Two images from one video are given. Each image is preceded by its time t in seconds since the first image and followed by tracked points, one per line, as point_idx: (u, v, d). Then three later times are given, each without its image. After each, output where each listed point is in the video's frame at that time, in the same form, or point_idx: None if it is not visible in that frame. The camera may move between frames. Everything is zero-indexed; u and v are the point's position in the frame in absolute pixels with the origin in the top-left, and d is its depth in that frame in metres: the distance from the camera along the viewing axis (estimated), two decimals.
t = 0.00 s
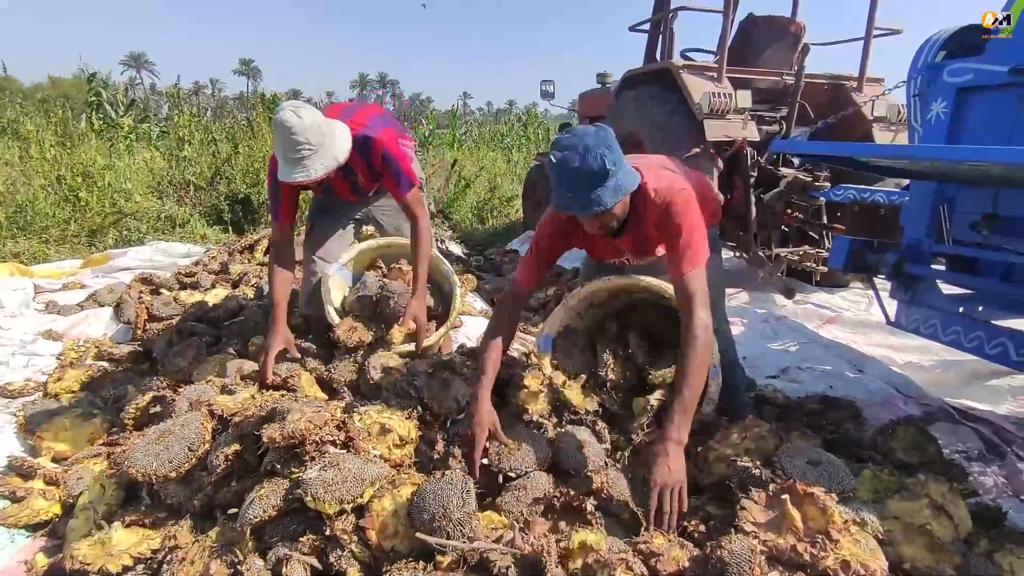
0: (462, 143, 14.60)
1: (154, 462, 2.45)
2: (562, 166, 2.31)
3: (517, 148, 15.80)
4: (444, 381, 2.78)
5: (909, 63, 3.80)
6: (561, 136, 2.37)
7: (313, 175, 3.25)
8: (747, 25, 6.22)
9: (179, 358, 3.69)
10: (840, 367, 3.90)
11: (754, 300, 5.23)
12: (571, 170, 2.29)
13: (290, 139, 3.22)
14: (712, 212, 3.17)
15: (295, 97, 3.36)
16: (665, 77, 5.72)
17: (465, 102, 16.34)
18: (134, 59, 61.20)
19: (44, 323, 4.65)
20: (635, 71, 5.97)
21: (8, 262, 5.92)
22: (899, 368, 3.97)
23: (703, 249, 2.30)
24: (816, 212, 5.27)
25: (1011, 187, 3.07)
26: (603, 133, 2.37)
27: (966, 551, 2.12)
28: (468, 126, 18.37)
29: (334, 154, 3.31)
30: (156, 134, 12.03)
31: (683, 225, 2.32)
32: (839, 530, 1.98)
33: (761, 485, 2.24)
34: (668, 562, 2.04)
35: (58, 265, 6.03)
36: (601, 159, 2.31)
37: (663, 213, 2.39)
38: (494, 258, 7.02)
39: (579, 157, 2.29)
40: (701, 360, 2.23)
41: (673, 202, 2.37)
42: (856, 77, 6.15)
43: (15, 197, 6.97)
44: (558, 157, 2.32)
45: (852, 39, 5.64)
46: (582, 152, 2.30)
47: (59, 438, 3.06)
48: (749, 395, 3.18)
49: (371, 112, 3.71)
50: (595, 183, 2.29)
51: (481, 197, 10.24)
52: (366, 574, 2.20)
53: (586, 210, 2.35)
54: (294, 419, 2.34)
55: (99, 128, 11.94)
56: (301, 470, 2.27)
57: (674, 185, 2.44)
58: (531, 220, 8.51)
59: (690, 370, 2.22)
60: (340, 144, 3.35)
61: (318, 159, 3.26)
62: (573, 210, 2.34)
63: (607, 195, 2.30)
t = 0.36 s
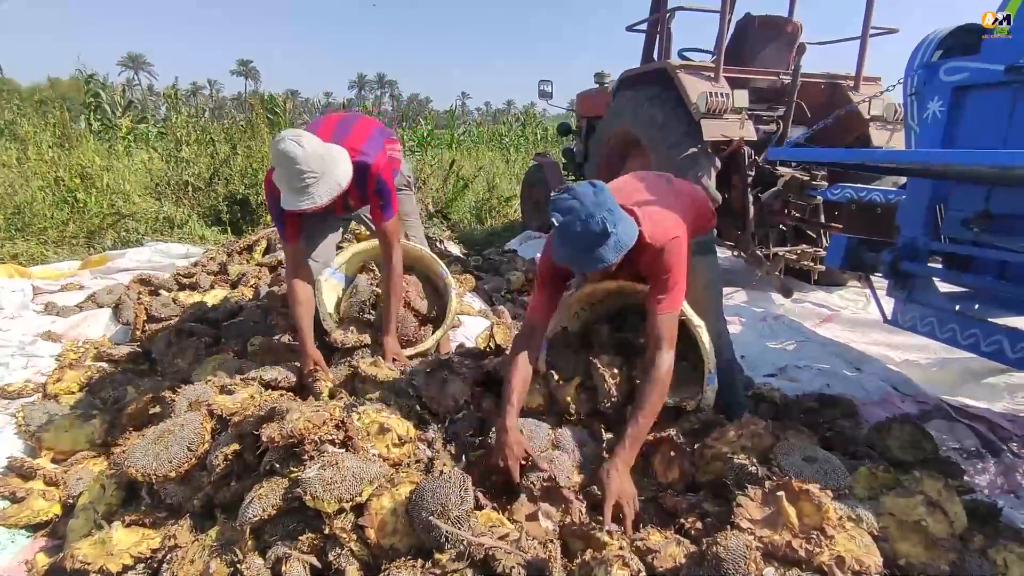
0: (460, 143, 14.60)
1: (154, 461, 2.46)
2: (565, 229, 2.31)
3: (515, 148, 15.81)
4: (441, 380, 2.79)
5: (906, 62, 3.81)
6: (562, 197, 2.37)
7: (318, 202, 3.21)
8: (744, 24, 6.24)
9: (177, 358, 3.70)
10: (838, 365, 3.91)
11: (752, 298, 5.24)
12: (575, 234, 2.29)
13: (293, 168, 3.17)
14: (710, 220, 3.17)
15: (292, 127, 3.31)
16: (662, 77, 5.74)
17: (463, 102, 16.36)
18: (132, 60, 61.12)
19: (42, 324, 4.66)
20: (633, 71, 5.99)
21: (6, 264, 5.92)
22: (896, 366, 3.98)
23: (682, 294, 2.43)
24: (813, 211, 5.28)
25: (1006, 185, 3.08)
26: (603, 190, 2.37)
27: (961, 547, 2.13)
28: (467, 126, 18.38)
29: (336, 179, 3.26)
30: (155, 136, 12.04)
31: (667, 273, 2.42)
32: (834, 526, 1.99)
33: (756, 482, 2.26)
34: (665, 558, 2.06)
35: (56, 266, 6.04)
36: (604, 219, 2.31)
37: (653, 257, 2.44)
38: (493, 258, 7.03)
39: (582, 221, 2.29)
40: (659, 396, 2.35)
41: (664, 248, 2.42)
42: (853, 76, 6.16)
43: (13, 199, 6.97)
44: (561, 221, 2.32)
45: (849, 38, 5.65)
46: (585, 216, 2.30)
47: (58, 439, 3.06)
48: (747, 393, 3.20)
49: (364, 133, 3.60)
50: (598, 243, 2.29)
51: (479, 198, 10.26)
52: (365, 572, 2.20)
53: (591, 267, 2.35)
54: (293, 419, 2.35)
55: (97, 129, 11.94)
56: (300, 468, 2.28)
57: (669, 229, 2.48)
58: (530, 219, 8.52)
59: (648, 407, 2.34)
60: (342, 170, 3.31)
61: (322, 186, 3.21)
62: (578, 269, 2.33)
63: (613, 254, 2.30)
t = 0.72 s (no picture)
0: (457, 144, 14.62)
1: (150, 464, 2.46)
2: (571, 215, 2.37)
3: (512, 148, 15.81)
4: (438, 381, 2.79)
5: (902, 63, 3.83)
6: (571, 184, 2.43)
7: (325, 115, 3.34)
8: (740, 25, 6.26)
9: (174, 360, 3.70)
10: (834, 365, 3.92)
11: (748, 299, 5.25)
12: (580, 221, 2.35)
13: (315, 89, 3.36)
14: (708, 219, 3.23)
15: (318, 69, 3.63)
16: (659, 77, 5.74)
17: (460, 103, 16.38)
18: (129, 61, 61.01)
19: (39, 327, 4.65)
20: (629, 71, 5.99)
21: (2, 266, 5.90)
22: (892, 365, 3.99)
23: (684, 290, 2.48)
24: (810, 211, 5.30)
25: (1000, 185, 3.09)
26: (611, 181, 2.44)
27: (955, 547, 2.13)
28: (464, 127, 18.38)
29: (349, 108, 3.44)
30: (152, 138, 12.03)
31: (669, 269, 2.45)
32: (829, 527, 1.99)
33: (752, 483, 2.26)
34: (660, 559, 2.06)
35: (53, 268, 6.03)
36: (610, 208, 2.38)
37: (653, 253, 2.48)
38: (490, 258, 7.04)
39: (588, 209, 2.35)
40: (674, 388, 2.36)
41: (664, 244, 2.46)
42: (848, 76, 6.18)
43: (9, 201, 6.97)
44: (568, 207, 2.38)
45: (845, 39, 5.67)
46: (592, 203, 2.36)
47: (54, 442, 3.06)
48: (744, 394, 3.20)
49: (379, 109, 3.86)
50: (602, 231, 2.36)
51: (476, 198, 10.26)
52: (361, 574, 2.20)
53: (592, 256, 2.42)
54: (289, 421, 2.35)
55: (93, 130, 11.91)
56: (296, 471, 2.28)
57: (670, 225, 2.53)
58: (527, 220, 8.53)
59: (664, 401, 2.34)
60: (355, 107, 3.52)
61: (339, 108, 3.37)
62: (580, 256, 2.40)
63: (616, 245, 2.37)
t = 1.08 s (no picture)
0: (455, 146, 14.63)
1: (146, 468, 2.45)
2: (569, 105, 2.45)
3: (510, 150, 15.83)
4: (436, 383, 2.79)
5: (896, 65, 3.84)
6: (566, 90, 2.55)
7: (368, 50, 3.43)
8: (736, 28, 6.28)
9: (171, 363, 3.70)
10: (831, 367, 3.93)
11: (746, 300, 5.26)
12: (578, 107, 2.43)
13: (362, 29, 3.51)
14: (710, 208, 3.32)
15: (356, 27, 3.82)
16: (657, 79, 5.73)
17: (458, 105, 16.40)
18: (126, 64, 61.00)
19: (35, 331, 4.64)
20: (628, 73, 5.99)
21: None
22: (889, 366, 4.00)
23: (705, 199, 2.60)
24: (807, 213, 5.31)
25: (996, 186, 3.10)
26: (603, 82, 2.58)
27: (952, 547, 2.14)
28: (461, 129, 18.40)
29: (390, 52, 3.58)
30: (149, 140, 12.02)
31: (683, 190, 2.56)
32: (825, 528, 1.99)
33: (749, 485, 2.26)
34: (657, 561, 2.06)
35: (50, 271, 6.02)
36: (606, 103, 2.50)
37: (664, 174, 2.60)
38: (488, 261, 7.04)
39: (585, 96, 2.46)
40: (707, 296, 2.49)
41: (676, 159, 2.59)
42: (845, 78, 6.20)
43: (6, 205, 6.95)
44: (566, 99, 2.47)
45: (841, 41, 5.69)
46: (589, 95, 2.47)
47: (50, 446, 3.05)
48: (742, 395, 3.21)
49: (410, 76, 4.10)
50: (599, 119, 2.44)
51: (474, 200, 10.27)
52: None
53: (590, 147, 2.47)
54: (286, 424, 2.35)
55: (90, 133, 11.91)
56: (293, 474, 2.27)
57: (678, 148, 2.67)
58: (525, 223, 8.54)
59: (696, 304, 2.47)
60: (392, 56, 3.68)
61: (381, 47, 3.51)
62: (579, 144, 2.44)
63: (614, 129, 2.46)
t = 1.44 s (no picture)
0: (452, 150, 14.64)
1: (143, 477, 2.44)
2: (601, 129, 2.45)
3: (507, 155, 15.85)
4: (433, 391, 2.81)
5: (892, 72, 3.86)
6: (591, 106, 2.55)
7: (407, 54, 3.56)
8: (732, 33, 6.31)
9: (168, 370, 3.68)
10: (828, 371, 3.93)
11: (743, 305, 5.27)
12: (611, 133, 2.44)
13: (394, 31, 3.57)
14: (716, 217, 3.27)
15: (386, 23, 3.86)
16: (653, 85, 5.75)
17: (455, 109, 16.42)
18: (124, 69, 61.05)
19: (31, 337, 4.62)
20: (624, 79, 6.01)
21: None
22: (886, 371, 4.01)
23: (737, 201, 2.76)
24: (803, 217, 5.33)
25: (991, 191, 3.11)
26: (631, 100, 2.58)
27: (950, 554, 2.14)
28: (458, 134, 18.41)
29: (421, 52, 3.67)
30: (146, 145, 12.01)
31: (719, 192, 2.72)
32: (823, 536, 1.99)
33: (746, 492, 2.26)
34: (655, 569, 2.05)
35: (46, 277, 6.01)
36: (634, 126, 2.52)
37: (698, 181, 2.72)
38: (485, 266, 7.05)
39: (617, 121, 2.46)
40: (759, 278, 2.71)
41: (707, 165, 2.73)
42: (840, 83, 6.22)
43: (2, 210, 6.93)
44: (596, 122, 2.47)
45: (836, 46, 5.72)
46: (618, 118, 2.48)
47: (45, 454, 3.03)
48: (739, 401, 3.21)
49: (423, 85, 4.14)
50: (630, 146, 2.47)
51: (472, 205, 10.28)
52: None
53: (619, 175, 2.49)
54: (283, 432, 2.35)
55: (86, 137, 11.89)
56: (290, 483, 2.27)
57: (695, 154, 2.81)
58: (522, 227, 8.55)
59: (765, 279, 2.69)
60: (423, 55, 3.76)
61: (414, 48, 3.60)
62: (611, 173, 2.45)
63: (646, 157, 2.49)
